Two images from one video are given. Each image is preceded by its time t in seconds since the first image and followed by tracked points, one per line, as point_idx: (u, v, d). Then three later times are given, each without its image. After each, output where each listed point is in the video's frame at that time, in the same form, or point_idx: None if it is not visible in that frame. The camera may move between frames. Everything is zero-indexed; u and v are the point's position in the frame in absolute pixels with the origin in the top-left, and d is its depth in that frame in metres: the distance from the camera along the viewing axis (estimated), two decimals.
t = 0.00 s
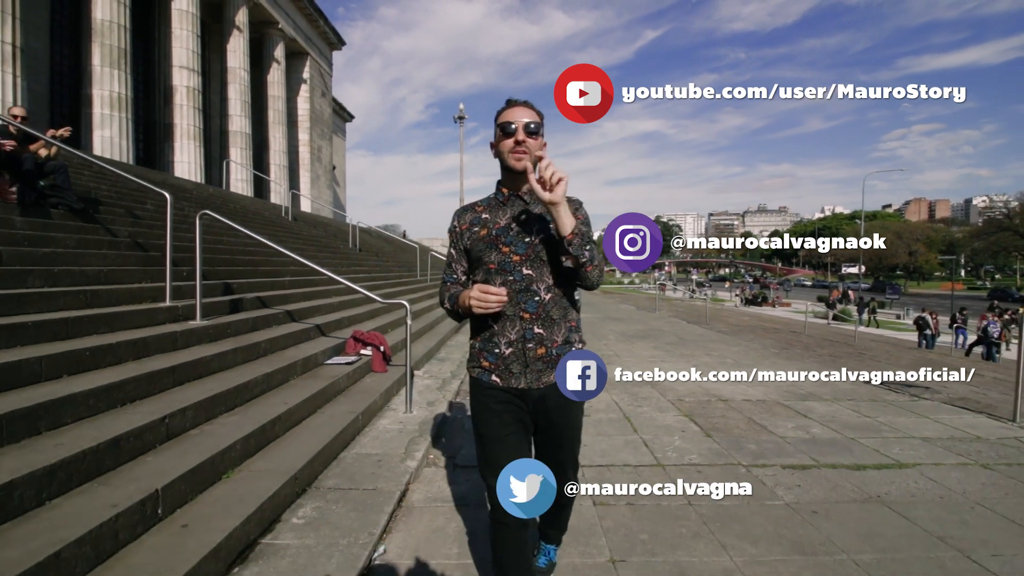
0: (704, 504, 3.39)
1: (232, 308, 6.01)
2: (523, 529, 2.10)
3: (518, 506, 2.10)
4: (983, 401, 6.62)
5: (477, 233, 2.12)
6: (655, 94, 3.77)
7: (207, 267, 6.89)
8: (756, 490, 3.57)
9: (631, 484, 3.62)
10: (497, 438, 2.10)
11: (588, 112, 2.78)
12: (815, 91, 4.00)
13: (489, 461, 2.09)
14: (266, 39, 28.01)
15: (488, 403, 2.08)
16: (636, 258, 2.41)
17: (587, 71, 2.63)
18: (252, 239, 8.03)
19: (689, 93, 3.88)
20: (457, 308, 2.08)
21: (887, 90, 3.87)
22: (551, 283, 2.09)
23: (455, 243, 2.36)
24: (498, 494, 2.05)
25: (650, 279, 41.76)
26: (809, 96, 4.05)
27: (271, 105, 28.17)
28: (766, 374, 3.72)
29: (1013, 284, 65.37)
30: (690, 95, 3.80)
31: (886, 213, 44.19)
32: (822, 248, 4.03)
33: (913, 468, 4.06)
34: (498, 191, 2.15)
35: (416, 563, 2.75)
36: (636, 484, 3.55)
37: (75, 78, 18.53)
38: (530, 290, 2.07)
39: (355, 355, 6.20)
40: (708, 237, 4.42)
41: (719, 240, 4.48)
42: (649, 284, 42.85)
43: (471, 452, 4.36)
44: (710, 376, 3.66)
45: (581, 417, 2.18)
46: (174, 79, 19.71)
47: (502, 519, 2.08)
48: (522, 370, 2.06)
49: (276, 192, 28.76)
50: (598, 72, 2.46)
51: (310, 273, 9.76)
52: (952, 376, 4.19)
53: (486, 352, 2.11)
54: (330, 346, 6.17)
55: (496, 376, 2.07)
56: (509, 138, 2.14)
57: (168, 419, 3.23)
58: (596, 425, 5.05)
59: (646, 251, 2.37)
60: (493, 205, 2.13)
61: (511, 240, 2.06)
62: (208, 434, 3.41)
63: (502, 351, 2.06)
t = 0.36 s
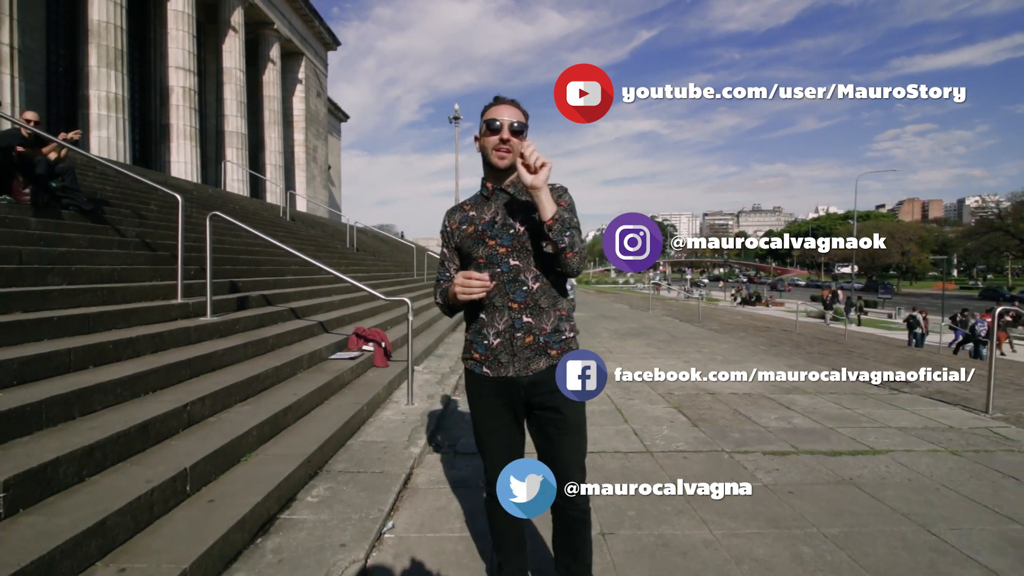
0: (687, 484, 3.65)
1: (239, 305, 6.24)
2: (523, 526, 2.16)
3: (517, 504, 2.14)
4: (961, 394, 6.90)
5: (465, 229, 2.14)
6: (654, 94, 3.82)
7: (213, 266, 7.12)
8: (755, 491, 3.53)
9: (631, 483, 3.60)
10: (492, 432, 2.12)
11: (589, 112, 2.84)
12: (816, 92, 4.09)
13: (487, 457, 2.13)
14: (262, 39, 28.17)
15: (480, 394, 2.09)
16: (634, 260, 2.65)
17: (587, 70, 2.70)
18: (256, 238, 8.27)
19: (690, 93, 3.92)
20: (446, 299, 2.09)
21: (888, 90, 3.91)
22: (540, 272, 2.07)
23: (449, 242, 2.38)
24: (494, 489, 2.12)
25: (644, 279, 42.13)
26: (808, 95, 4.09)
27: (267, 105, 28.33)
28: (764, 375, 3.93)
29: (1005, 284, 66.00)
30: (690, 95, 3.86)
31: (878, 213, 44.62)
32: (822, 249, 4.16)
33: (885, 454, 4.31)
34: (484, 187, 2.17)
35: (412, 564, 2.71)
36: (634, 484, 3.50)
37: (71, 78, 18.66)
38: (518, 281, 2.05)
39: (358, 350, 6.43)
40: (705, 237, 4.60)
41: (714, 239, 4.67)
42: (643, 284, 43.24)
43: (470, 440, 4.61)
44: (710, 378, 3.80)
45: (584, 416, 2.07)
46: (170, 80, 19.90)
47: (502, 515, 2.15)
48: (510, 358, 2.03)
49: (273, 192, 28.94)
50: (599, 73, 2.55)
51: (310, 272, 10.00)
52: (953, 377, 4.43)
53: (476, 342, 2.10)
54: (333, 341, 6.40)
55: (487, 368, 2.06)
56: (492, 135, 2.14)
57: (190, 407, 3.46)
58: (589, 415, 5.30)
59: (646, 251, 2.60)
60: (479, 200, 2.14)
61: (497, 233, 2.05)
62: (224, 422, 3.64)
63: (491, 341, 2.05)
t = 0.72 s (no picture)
0: (683, 469, 3.88)
1: (257, 301, 6.51)
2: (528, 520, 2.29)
3: (520, 500, 2.25)
4: (955, 390, 7.07)
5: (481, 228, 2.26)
6: (654, 94, 3.90)
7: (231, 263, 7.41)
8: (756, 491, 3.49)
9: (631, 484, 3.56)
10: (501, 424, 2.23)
11: (588, 112, 2.98)
12: (817, 92, 4.17)
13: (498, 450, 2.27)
14: (269, 41, 28.53)
15: (489, 385, 2.20)
16: (636, 259, 2.58)
17: (586, 71, 2.85)
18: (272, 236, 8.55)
19: (689, 93, 4.01)
20: (461, 295, 2.22)
21: (888, 91, 4.08)
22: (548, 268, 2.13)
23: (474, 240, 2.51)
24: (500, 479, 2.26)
25: (649, 279, 42.26)
26: (806, 96, 4.12)
27: (275, 106, 28.67)
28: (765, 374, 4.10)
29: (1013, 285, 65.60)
30: (689, 95, 3.94)
31: (886, 214, 44.52)
32: (822, 249, 4.15)
33: (874, 443, 4.52)
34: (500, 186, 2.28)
35: (415, 563, 2.70)
36: (634, 484, 3.47)
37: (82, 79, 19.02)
38: (527, 276, 2.12)
39: (370, 345, 6.69)
40: (707, 237, 4.77)
41: (717, 240, 4.79)
42: (648, 284, 43.35)
43: (479, 428, 4.86)
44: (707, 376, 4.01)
45: (583, 414, 2.11)
46: (179, 81, 20.26)
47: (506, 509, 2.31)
48: (517, 351, 2.10)
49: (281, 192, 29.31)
50: (599, 74, 2.68)
51: (322, 270, 10.28)
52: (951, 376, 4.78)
53: (487, 336, 2.20)
54: (346, 336, 6.67)
55: (495, 360, 2.15)
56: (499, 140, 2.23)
57: (220, 393, 3.74)
58: (592, 406, 5.55)
59: (645, 250, 2.53)
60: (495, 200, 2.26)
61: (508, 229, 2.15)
62: (249, 407, 3.90)
63: (500, 334, 2.14)
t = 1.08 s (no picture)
0: (680, 456, 4.12)
1: (271, 300, 6.77)
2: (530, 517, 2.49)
3: (521, 499, 2.45)
4: (948, 385, 7.29)
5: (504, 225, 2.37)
6: (654, 94, 3.68)
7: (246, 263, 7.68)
8: (755, 492, 3.43)
9: (630, 485, 3.52)
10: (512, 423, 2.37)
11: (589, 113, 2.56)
12: (816, 92, 3.86)
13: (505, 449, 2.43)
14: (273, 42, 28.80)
15: (503, 384, 2.34)
16: (637, 260, 2.29)
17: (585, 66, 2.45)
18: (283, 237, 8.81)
19: (690, 93, 3.80)
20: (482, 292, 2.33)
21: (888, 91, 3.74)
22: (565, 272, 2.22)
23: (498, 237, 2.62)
24: (505, 476, 2.44)
25: (651, 279, 42.52)
26: (808, 96, 3.91)
27: (279, 107, 28.96)
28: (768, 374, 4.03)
29: (1016, 284, 65.66)
30: (691, 95, 3.74)
31: (888, 213, 44.61)
32: (822, 249, 4.24)
33: (863, 433, 4.75)
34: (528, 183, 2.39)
35: (418, 564, 2.69)
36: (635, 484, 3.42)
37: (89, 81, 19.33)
38: (545, 279, 2.22)
39: (380, 342, 6.95)
40: (711, 237, 4.94)
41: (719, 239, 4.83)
42: (650, 284, 43.61)
43: (486, 420, 5.11)
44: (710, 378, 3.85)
45: (596, 418, 2.20)
46: (185, 83, 20.57)
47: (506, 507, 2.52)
48: (531, 352, 2.22)
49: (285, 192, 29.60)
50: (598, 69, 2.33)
51: (331, 270, 10.54)
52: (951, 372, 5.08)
53: (505, 335, 2.32)
54: (358, 333, 6.93)
55: (510, 360, 2.27)
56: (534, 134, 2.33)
57: (244, 385, 3.98)
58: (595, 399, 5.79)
59: (645, 251, 2.21)
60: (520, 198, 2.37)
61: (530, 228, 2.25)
62: (270, 399, 4.14)
63: (516, 334, 2.26)
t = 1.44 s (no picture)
0: (664, 444, 4.38)
1: (271, 299, 6.96)
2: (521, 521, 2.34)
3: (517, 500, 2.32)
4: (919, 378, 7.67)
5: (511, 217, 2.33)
6: (654, 94, 3.92)
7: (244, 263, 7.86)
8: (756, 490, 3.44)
9: (630, 483, 3.53)
10: (509, 419, 2.26)
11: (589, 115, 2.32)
12: (816, 91, 4.33)
13: (499, 449, 2.28)
14: (265, 42, 28.86)
15: (500, 378, 2.24)
16: (637, 259, 2.25)
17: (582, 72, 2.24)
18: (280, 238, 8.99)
19: (690, 93, 4.07)
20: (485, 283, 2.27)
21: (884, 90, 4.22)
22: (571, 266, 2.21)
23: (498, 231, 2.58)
24: (499, 478, 2.26)
25: (641, 278, 42.96)
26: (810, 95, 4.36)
27: (270, 106, 29.04)
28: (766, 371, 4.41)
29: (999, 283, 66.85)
30: (689, 94, 3.99)
31: (874, 214, 45.40)
32: (823, 248, 4.70)
33: (834, 422, 5.05)
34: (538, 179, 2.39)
35: (411, 561, 2.69)
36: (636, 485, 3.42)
37: (78, 80, 19.33)
38: (550, 272, 2.20)
39: (377, 340, 7.16)
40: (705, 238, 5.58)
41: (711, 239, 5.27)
42: (640, 284, 44.03)
43: (480, 413, 5.35)
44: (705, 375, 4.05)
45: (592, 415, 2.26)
46: (176, 82, 20.62)
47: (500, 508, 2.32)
48: (534, 346, 2.18)
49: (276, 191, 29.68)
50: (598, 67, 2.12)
51: (326, 270, 10.73)
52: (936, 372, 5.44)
53: (506, 328, 2.26)
54: (355, 331, 7.13)
55: (512, 351, 2.21)
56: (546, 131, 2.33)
57: (251, 379, 4.20)
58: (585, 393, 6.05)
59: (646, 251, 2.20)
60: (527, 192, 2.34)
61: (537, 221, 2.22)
62: (277, 392, 4.37)
63: (518, 327, 2.21)
